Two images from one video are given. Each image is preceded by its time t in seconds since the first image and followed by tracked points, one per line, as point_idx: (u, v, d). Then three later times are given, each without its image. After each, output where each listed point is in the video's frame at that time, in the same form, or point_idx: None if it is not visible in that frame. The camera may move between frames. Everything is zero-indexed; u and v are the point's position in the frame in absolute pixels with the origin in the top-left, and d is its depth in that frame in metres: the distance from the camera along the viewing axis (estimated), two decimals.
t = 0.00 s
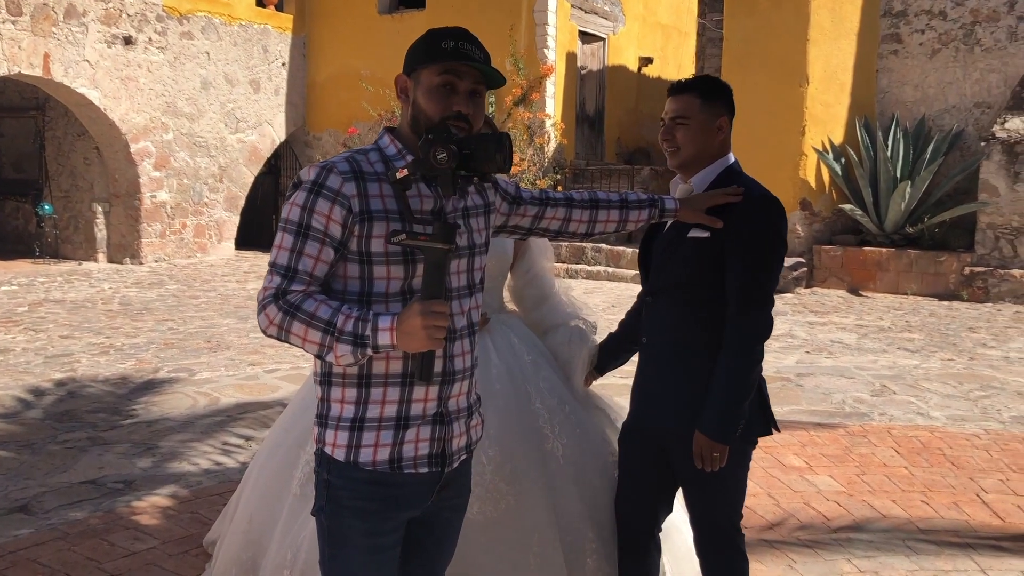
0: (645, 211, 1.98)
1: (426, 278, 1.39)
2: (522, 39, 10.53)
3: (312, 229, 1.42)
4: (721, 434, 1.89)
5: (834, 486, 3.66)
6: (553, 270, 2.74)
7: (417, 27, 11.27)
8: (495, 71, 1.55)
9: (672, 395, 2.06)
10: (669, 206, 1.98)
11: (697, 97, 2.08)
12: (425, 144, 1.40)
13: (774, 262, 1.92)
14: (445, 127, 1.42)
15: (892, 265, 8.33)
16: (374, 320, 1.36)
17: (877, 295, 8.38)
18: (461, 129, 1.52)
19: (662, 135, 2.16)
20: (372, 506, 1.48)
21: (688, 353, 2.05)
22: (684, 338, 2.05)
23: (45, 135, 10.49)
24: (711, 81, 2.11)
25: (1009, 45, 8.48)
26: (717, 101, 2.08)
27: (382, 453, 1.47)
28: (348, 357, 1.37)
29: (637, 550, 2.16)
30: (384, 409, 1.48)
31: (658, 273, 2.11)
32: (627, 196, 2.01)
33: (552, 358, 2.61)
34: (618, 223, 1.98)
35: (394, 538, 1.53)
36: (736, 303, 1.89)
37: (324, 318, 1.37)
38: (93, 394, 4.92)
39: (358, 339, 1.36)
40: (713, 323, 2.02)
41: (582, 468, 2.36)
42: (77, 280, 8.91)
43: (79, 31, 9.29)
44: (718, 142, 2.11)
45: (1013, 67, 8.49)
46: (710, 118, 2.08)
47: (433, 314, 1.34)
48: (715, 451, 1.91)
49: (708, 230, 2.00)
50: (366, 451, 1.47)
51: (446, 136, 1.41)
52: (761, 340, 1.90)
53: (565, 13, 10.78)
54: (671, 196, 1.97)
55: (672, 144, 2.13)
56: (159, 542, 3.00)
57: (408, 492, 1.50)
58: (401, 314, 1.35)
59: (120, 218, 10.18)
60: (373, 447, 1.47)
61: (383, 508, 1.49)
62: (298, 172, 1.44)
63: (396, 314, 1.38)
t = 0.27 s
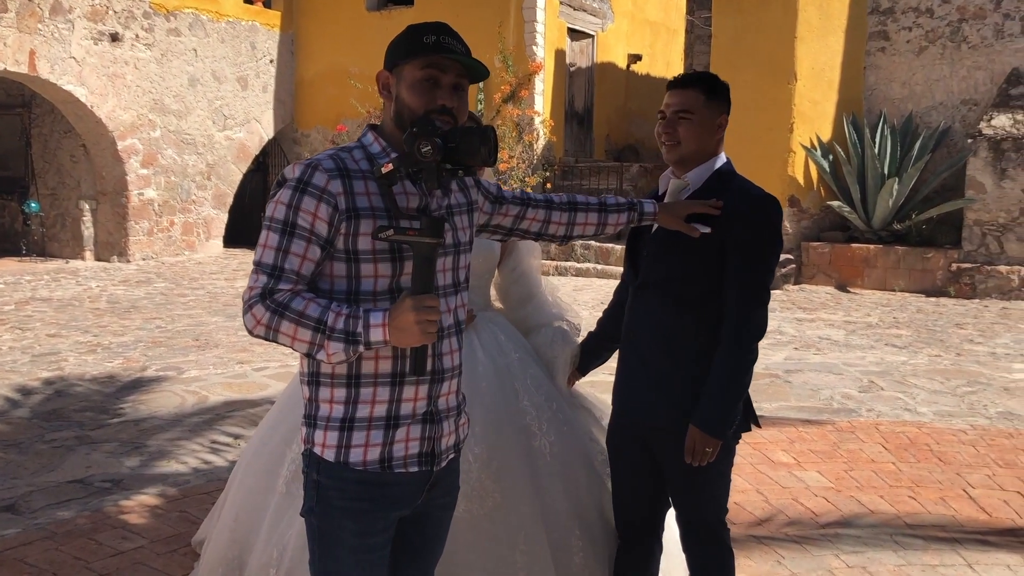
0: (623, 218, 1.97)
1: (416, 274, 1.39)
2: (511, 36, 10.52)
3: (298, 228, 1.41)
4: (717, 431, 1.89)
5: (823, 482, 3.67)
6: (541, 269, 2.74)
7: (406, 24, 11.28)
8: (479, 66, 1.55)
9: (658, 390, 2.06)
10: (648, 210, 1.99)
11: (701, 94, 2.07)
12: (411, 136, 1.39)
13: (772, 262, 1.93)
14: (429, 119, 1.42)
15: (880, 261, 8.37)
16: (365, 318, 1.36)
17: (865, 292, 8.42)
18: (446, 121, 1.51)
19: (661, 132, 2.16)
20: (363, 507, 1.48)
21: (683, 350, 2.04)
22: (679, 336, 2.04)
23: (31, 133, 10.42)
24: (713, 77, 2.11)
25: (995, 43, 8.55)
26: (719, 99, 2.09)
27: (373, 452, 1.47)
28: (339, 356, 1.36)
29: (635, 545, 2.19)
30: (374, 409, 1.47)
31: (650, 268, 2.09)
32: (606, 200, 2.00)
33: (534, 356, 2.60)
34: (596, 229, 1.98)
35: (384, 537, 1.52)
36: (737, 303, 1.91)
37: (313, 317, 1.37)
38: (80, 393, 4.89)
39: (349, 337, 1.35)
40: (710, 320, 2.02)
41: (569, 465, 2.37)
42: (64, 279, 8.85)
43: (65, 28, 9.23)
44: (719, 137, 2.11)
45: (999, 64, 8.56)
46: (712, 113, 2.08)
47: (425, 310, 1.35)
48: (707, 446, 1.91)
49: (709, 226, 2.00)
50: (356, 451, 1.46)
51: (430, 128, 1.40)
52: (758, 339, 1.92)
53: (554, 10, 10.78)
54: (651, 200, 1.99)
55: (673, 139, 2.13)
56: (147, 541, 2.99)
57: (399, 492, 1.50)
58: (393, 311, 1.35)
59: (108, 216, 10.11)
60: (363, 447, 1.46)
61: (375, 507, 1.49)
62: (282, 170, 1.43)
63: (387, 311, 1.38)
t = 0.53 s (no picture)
0: (533, 238, 1.99)
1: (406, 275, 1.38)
2: (501, 33, 10.51)
3: (284, 230, 1.40)
4: (716, 427, 1.90)
5: (813, 477, 3.69)
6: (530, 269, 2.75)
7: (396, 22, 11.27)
8: (458, 62, 1.54)
9: (648, 387, 2.06)
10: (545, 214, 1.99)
11: (694, 95, 2.10)
12: (396, 136, 1.39)
13: (761, 259, 1.94)
14: (414, 119, 1.41)
15: (870, 257, 8.40)
16: (354, 320, 1.35)
17: (855, 288, 8.44)
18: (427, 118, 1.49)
19: (650, 129, 2.17)
20: (358, 509, 1.48)
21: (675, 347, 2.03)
22: (671, 335, 2.04)
23: (19, 132, 10.37)
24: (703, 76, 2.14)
25: (983, 39, 8.59)
26: (710, 99, 2.13)
27: (367, 454, 1.46)
28: (328, 358, 1.35)
29: (627, 543, 2.20)
30: (366, 411, 1.47)
31: (640, 266, 2.09)
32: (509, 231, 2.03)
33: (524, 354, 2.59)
34: (514, 259, 1.99)
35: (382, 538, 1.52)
36: (731, 300, 1.91)
37: (300, 320, 1.36)
38: (70, 393, 4.87)
39: (338, 339, 1.35)
40: (702, 317, 2.03)
41: (559, 463, 2.38)
42: (53, 279, 8.81)
43: (52, 27, 9.17)
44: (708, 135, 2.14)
45: (987, 60, 8.60)
46: (702, 111, 2.11)
47: (415, 311, 1.34)
48: (711, 445, 1.92)
49: (702, 224, 1.99)
50: (350, 453, 1.45)
51: (412, 128, 1.40)
52: (751, 337, 1.93)
53: (544, 8, 10.78)
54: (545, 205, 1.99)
55: (662, 135, 2.13)
56: (138, 542, 2.98)
57: (392, 493, 1.50)
58: (382, 313, 1.35)
59: (97, 215, 10.07)
60: (357, 448, 1.45)
61: (372, 509, 1.49)
62: (267, 171, 1.43)
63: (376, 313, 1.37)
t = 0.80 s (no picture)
0: (481, 232, 1.97)
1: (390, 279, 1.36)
2: (492, 32, 10.49)
3: (264, 232, 1.37)
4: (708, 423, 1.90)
5: (806, 474, 3.70)
6: (520, 265, 2.76)
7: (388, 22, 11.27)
8: (431, 55, 1.53)
9: (639, 384, 2.06)
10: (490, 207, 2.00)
11: (679, 90, 2.11)
12: (382, 138, 1.36)
13: (750, 257, 1.94)
14: (400, 120, 1.39)
15: (862, 254, 8.42)
16: (338, 326, 1.34)
17: (847, 284, 8.47)
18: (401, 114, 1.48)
19: (637, 127, 2.16)
20: (350, 513, 1.46)
21: (666, 345, 2.04)
22: (664, 332, 2.04)
23: (9, 134, 10.34)
24: (688, 73, 2.14)
25: (973, 35, 8.62)
26: (696, 94, 2.14)
27: (359, 457, 1.45)
28: (312, 364, 1.34)
29: (620, 540, 2.20)
30: (354, 413, 1.45)
31: (631, 264, 2.08)
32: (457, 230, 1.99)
33: (516, 353, 2.59)
34: (469, 257, 1.95)
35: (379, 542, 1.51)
36: (721, 297, 1.91)
37: (283, 326, 1.34)
38: (61, 395, 4.85)
39: (322, 346, 1.33)
40: (693, 314, 2.03)
41: (550, 460, 2.38)
42: (44, 280, 8.77)
43: (41, 27, 9.13)
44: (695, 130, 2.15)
45: (977, 56, 8.63)
46: (688, 107, 2.12)
47: (401, 316, 1.33)
48: (703, 441, 1.92)
49: (691, 220, 1.99)
50: (341, 457, 1.44)
51: (394, 129, 1.37)
52: (742, 333, 1.93)
53: (535, 6, 10.76)
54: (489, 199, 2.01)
55: (650, 133, 2.11)
56: (131, 544, 2.97)
57: (384, 496, 1.49)
58: (369, 318, 1.34)
59: (88, 216, 10.02)
60: (348, 452, 1.44)
61: (366, 512, 1.47)
62: (245, 172, 1.40)
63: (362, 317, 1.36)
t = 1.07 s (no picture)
0: (435, 231, 1.87)
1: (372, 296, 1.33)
2: (488, 31, 10.49)
3: (234, 248, 1.31)
4: (704, 421, 1.90)
5: (804, 472, 3.70)
6: (515, 263, 2.76)
7: (384, 21, 11.27)
8: (398, 48, 1.50)
9: (635, 383, 2.07)
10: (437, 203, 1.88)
11: (670, 88, 2.11)
12: (365, 154, 1.32)
13: (743, 254, 1.94)
14: (386, 135, 1.36)
15: (858, 251, 8.43)
16: (316, 347, 1.30)
17: (844, 282, 8.48)
18: (367, 112, 1.45)
19: (628, 125, 2.16)
20: (334, 528, 1.43)
21: (661, 345, 2.04)
22: (659, 331, 2.04)
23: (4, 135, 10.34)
24: (679, 71, 2.15)
25: (969, 32, 8.63)
26: (686, 92, 2.14)
27: (345, 470, 1.43)
28: (289, 387, 1.30)
29: (619, 539, 2.20)
30: (338, 426, 1.43)
31: (625, 263, 2.08)
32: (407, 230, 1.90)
33: (512, 352, 2.58)
34: (426, 256, 1.87)
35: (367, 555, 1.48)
36: (716, 295, 1.91)
37: (258, 346, 1.29)
38: (58, 397, 4.85)
39: (300, 368, 1.30)
40: (687, 312, 2.03)
41: (546, 458, 2.38)
42: (40, 282, 8.76)
43: (37, 28, 9.10)
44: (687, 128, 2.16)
45: (973, 54, 8.65)
46: (681, 104, 2.13)
47: (382, 336, 1.30)
48: (697, 437, 1.92)
49: (685, 219, 2.00)
50: (328, 471, 1.41)
51: (375, 147, 1.33)
52: (736, 330, 1.93)
53: (531, 5, 10.76)
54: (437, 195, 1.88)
55: (640, 130, 2.12)
56: (128, 545, 2.97)
57: (370, 507, 1.47)
58: (347, 339, 1.30)
59: (84, 218, 10.01)
60: (335, 466, 1.42)
61: (352, 527, 1.45)
62: (210, 184, 1.33)
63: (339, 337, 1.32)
